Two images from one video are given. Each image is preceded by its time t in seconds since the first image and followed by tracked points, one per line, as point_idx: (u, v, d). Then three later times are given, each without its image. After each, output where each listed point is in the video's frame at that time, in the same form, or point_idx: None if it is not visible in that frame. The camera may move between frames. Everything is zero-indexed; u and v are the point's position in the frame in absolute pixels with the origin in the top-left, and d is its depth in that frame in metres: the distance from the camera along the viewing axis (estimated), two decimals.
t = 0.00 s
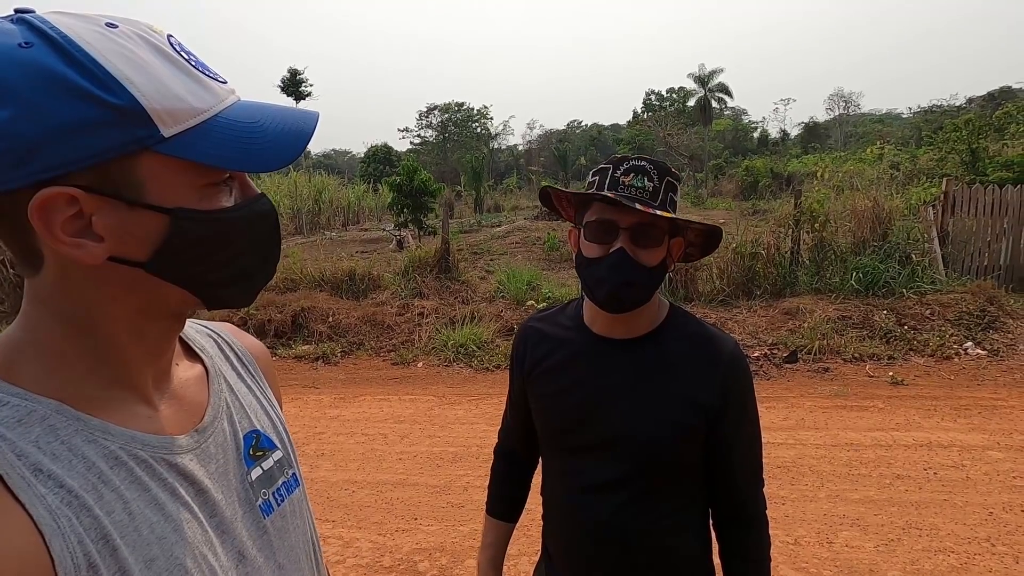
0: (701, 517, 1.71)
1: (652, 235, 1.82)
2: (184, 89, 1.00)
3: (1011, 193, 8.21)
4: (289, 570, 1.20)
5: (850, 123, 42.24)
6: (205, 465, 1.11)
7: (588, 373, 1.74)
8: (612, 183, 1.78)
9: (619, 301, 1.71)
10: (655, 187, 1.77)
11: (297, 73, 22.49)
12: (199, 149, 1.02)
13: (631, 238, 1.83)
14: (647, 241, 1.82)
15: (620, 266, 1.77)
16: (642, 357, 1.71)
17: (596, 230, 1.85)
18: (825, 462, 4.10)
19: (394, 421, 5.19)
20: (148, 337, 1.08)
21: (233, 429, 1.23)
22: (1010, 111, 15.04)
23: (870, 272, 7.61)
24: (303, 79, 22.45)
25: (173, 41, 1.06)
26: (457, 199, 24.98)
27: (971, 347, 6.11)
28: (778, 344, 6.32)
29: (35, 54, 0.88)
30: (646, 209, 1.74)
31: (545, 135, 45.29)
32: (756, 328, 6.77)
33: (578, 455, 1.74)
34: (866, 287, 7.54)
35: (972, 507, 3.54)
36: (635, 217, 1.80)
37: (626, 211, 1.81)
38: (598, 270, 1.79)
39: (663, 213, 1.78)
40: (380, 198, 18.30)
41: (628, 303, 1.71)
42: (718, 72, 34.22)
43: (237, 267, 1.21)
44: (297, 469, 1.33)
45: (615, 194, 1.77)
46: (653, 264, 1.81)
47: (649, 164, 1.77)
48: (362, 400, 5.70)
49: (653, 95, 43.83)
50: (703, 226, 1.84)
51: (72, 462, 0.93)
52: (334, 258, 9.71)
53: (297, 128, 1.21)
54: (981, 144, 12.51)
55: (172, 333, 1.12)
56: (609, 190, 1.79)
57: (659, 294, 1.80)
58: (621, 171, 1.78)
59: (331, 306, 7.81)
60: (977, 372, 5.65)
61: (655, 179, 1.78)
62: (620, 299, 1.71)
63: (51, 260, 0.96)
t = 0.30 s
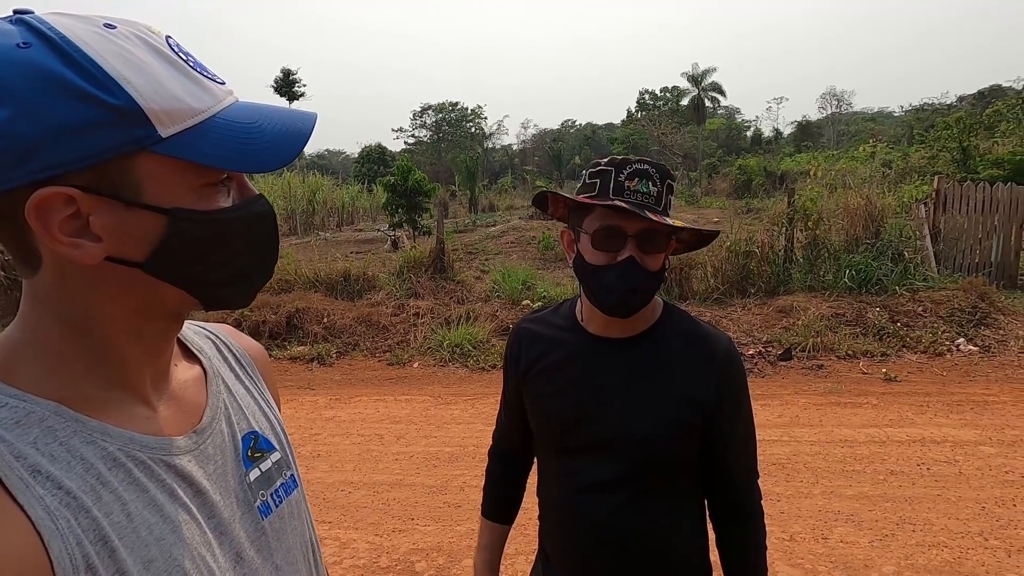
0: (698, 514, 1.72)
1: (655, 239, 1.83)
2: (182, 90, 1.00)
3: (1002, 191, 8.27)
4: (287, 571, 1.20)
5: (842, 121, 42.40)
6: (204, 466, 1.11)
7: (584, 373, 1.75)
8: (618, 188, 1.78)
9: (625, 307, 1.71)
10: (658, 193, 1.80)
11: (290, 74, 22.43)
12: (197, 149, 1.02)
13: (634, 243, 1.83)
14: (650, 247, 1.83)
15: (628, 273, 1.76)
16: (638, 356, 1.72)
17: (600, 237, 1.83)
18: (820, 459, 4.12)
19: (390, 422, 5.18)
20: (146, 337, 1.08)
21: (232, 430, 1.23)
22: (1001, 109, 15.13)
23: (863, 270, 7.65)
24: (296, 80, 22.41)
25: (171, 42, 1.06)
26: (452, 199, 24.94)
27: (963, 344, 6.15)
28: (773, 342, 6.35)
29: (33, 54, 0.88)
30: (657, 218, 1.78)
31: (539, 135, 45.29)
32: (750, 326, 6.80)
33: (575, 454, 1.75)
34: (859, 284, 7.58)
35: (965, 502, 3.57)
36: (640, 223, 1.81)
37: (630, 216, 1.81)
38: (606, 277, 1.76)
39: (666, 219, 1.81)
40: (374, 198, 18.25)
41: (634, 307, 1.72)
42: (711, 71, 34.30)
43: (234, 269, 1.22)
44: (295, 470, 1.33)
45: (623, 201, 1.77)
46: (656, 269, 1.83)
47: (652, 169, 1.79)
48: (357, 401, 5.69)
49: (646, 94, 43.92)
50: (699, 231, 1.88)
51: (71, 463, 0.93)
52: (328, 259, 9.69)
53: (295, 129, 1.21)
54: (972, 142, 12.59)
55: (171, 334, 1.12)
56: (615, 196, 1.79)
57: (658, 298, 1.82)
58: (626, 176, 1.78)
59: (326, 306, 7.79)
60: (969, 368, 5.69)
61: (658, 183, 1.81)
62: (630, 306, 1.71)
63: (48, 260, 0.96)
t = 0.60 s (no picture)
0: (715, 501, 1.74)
1: (651, 231, 1.81)
2: (198, 102, 1.00)
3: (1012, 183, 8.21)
4: (286, 571, 1.19)
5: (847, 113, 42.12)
6: (203, 465, 1.11)
7: (599, 366, 1.74)
8: (605, 184, 1.80)
9: (626, 300, 1.71)
10: (647, 183, 1.79)
11: (293, 67, 22.37)
12: (210, 159, 1.02)
13: (629, 237, 1.82)
14: (646, 238, 1.81)
15: (623, 268, 1.76)
16: (651, 348, 1.72)
17: (595, 235, 1.84)
18: (828, 453, 4.12)
19: (398, 415, 5.20)
20: (151, 341, 1.07)
21: (231, 430, 1.22)
22: (1010, 101, 15.00)
23: (871, 263, 7.63)
24: (300, 73, 22.36)
25: (187, 53, 1.06)
26: (455, 192, 24.89)
27: (971, 338, 6.13)
28: (780, 335, 6.34)
29: (54, 62, 0.88)
30: (643, 209, 1.76)
31: (543, 128, 45.15)
32: (757, 320, 6.79)
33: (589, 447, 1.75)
34: (866, 278, 7.56)
35: (974, 495, 3.57)
36: (631, 217, 1.80)
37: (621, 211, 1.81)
38: (601, 275, 1.78)
39: (659, 209, 1.79)
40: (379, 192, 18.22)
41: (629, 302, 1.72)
42: (716, 64, 34.10)
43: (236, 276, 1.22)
44: (292, 470, 1.32)
45: (609, 196, 1.79)
46: (655, 259, 1.80)
47: (639, 161, 1.78)
48: (365, 394, 5.70)
49: (651, 86, 43.72)
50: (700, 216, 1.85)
51: (70, 462, 0.92)
52: (335, 252, 9.69)
53: (304, 140, 1.21)
54: (981, 134, 12.50)
55: (168, 337, 1.12)
56: (603, 192, 1.80)
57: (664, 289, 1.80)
58: (613, 171, 1.79)
59: (333, 300, 7.80)
60: (978, 362, 5.67)
61: (647, 174, 1.79)
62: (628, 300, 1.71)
63: (52, 262, 0.95)
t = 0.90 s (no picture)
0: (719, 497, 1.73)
1: (655, 224, 1.81)
2: (189, 98, 1.00)
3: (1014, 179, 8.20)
4: (286, 570, 1.18)
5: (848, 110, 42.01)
6: (203, 464, 1.11)
7: (602, 364, 1.73)
8: (608, 177, 1.79)
9: (628, 295, 1.71)
10: (651, 176, 1.78)
11: (293, 67, 22.32)
12: (203, 156, 1.01)
13: (633, 230, 1.82)
14: (649, 232, 1.81)
15: (627, 261, 1.76)
16: (654, 346, 1.71)
17: (598, 227, 1.84)
18: (830, 449, 4.12)
19: (400, 414, 5.20)
20: (146, 339, 1.07)
21: (229, 429, 1.22)
22: (1011, 95, 14.97)
23: (872, 260, 7.62)
24: (300, 73, 22.35)
25: (178, 49, 1.06)
26: (455, 190, 24.87)
27: (974, 334, 6.12)
28: (781, 332, 6.34)
29: (43, 59, 0.88)
30: (646, 201, 1.75)
31: (544, 126, 45.12)
32: (759, 317, 6.79)
33: (592, 444, 1.74)
34: (868, 274, 7.56)
35: (976, 491, 3.56)
36: (635, 210, 1.79)
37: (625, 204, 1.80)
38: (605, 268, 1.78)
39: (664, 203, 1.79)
40: (379, 191, 18.21)
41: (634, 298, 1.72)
42: (716, 61, 34.04)
43: (232, 274, 1.21)
44: (292, 469, 1.32)
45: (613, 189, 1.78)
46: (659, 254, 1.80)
47: (643, 155, 1.78)
48: (366, 393, 5.70)
49: (651, 84, 43.69)
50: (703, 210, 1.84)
51: (70, 462, 0.92)
52: (335, 252, 9.69)
53: (299, 135, 1.20)
54: (982, 130, 12.47)
55: (167, 336, 1.11)
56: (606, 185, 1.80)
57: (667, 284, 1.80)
58: (617, 164, 1.78)
59: (334, 300, 7.80)
60: (980, 358, 5.67)
61: (651, 168, 1.79)
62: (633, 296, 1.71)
63: (48, 262, 0.95)
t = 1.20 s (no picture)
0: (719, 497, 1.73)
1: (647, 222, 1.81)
2: (187, 96, 1.00)
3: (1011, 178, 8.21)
4: (282, 571, 1.18)
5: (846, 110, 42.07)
6: (200, 464, 1.10)
7: (602, 365, 1.74)
8: (604, 175, 1.82)
9: (618, 290, 1.72)
10: (644, 174, 1.78)
11: (292, 69, 22.31)
12: (201, 154, 1.01)
13: (624, 226, 1.83)
14: (641, 229, 1.81)
15: (615, 256, 1.79)
16: (654, 346, 1.72)
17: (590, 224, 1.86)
18: (830, 449, 4.12)
19: (399, 416, 5.20)
20: (144, 337, 1.07)
21: (227, 430, 1.22)
22: (1008, 95, 14.99)
23: (871, 260, 7.63)
24: (298, 76, 22.38)
25: (176, 48, 1.06)
26: (454, 192, 24.88)
27: (972, 333, 6.13)
28: (780, 333, 6.34)
29: (42, 57, 0.88)
30: (634, 196, 1.75)
31: (542, 128, 45.18)
32: (758, 318, 6.79)
33: (593, 444, 1.75)
34: (866, 274, 7.56)
35: (975, 490, 3.56)
36: (626, 205, 1.80)
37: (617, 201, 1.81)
38: (595, 263, 1.81)
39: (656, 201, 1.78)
40: (378, 193, 18.22)
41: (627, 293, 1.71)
42: (714, 62, 34.10)
43: (230, 272, 1.21)
44: (290, 469, 1.32)
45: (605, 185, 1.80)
46: (651, 251, 1.80)
47: (638, 153, 1.78)
48: (365, 395, 5.70)
49: (649, 86, 43.78)
50: (700, 209, 1.82)
51: (67, 462, 0.92)
52: (334, 254, 9.69)
53: (296, 134, 1.20)
54: (980, 130, 12.49)
55: (166, 335, 1.11)
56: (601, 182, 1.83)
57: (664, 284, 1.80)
58: (612, 162, 1.81)
59: (333, 302, 7.80)
60: (979, 358, 5.67)
61: (646, 166, 1.78)
62: (621, 290, 1.72)
63: (47, 261, 0.95)
